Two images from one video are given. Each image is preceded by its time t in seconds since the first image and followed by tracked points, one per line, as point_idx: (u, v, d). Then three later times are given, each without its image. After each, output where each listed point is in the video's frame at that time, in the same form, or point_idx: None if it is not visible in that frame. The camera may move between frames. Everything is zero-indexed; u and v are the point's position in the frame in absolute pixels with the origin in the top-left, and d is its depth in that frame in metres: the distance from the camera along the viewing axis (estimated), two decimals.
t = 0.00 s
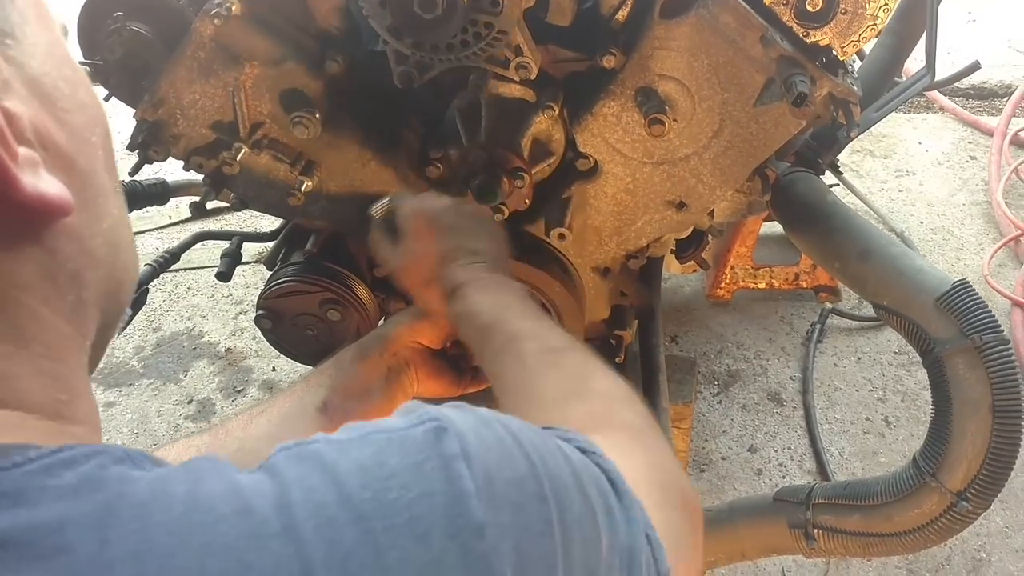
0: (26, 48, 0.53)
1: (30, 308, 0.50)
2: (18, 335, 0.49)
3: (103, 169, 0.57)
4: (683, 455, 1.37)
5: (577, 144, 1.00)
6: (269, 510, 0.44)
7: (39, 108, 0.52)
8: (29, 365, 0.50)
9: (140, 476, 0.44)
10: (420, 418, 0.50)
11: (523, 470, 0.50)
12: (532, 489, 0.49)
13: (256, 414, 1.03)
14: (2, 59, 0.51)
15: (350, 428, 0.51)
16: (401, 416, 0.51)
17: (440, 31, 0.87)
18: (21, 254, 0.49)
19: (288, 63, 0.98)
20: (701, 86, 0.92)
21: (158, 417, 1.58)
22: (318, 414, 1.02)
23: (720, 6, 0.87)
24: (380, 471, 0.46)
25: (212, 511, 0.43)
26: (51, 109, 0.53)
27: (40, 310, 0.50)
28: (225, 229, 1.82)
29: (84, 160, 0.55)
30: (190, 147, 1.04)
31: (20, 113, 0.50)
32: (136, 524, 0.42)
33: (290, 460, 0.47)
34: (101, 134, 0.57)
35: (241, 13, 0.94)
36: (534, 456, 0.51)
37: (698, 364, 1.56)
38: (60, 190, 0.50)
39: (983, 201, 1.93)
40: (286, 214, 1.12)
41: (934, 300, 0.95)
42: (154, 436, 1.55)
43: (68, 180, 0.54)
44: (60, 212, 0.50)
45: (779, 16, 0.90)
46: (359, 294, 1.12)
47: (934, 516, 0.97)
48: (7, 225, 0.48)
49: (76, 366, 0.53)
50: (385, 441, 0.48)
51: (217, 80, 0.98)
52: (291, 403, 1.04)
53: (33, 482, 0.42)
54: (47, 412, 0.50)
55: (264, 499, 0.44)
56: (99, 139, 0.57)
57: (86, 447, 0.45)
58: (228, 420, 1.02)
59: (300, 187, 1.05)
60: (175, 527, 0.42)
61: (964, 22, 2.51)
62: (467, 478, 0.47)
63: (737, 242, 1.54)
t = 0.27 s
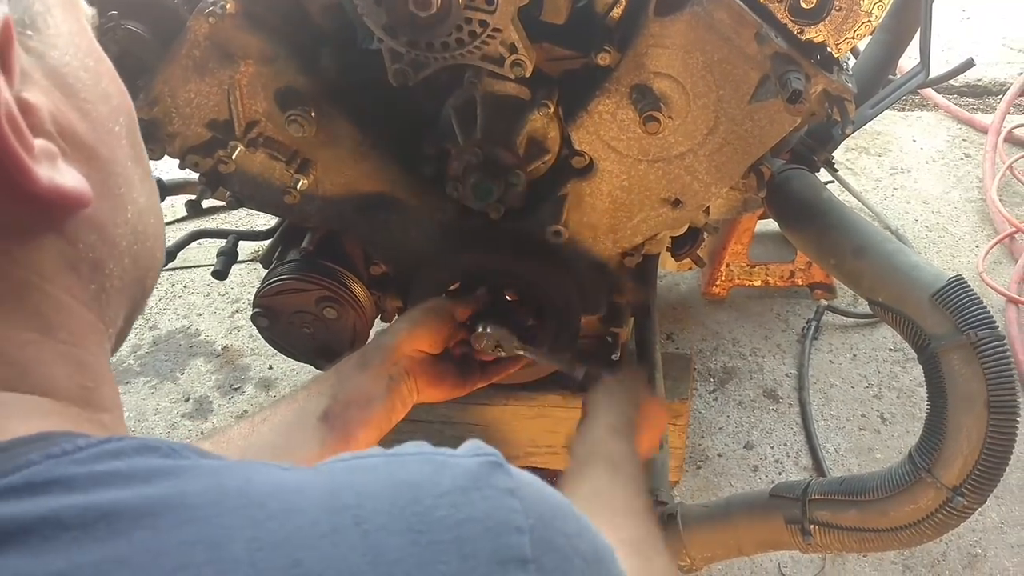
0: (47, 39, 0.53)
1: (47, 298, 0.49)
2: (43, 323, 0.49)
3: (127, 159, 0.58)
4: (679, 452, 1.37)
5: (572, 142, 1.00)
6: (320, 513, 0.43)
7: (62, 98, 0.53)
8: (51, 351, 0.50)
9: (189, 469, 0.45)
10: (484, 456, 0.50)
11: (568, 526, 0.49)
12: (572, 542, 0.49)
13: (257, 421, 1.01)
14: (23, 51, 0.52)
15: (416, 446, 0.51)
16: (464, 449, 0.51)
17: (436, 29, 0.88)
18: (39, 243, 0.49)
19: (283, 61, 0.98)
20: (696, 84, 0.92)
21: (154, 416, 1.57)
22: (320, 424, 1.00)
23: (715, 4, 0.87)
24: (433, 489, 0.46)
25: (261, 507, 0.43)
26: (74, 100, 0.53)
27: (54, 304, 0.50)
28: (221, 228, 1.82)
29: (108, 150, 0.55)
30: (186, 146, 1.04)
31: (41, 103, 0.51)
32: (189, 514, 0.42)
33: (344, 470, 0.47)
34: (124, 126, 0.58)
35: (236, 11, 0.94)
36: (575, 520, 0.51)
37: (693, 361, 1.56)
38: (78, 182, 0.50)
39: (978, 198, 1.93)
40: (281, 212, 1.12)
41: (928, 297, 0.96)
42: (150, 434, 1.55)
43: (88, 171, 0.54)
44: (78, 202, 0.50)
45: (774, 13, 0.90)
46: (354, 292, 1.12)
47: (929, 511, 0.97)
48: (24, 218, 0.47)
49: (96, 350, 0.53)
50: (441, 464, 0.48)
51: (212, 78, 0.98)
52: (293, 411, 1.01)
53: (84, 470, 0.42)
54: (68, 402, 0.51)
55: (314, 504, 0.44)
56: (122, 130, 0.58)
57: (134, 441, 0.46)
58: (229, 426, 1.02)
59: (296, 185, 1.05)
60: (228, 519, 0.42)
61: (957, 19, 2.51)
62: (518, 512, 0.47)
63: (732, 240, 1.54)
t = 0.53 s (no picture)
0: (63, 38, 0.53)
1: (53, 301, 0.49)
2: (50, 332, 0.49)
3: (146, 159, 0.57)
4: (678, 450, 1.37)
5: (572, 140, 1.00)
6: (302, 507, 0.45)
7: (75, 99, 0.52)
8: (56, 355, 0.49)
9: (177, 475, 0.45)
10: (444, 416, 0.52)
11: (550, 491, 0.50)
12: (556, 490, 0.51)
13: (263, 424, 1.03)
14: (37, 49, 0.52)
15: (378, 425, 0.53)
16: (422, 413, 0.53)
17: (436, 27, 0.88)
18: (47, 250, 0.48)
19: (283, 60, 0.98)
20: (695, 83, 0.93)
21: (154, 414, 1.57)
22: (326, 422, 1.03)
23: (714, 2, 0.87)
24: (405, 468, 0.48)
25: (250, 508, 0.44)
26: (88, 101, 0.53)
27: (57, 311, 0.49)
28: (220, 227, 1.82)
29: (124, 152, 0.54)
30: (185, 145, 1.04)
31: (53, 105, 0.50)
32: (178, 521, 0.42)
33: (315, 457, 0.49)
34: (143, 125, 0.57)
35: (236, 10, 0.94)
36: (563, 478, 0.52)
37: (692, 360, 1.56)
38: (90, 187, 0.49)
39: (976, 197, 1.93)
40: (281, 211, 1.12)
41: (927, 295, 0.96)
42: (150, 433, 1.55)
43: (101, 175, 0.53)
44: (89, 210, 0.49)
45: (773, 11, 0.90)
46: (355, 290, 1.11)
47: (928, 509, 0.97)
48: (34, 224, 0.47)
49: (107, 359, 0.53)
50: (406, 440, 0.50)
51: (211, 76, 0.98)
52: (300, 411, 1.04)
53: (71, 478, 0.42)
54: (77, 407, 0.51)
55: (297, 501, 0.45)
56: (142, 131, 0.57)
57: (123, 445, 0.46)
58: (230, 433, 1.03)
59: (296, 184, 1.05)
60: (217, 523, 0.43)
61: (956, 18, 2.52)
62: (491, 477, 0.48)
63: (731, 239, 1.54)
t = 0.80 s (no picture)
0: (41, 40, 0.54)
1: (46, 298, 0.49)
2: (43, 324, 0.49)
3: (126, 157, 0.58)
4: (677, 450, 1.37)
5: (571, 140, 1.00)
6: (329, 514, 0.44)
7: (58, 100, 0.52)
8: (53, 354, 0.49)
9: (200, 473, 0.45)
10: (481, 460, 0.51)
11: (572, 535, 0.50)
12: (575, 547, 0.50)
13: (260, 432, 1.02)
14: (18, 52, 0.52)
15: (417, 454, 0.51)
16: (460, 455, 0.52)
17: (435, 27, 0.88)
18: (37, 245, 0.48)
19: (281, 60, 0.98)
20: (694, 83, 0.93)
21: (153, 415, 1.57)
22: (324, 433, 1.02)
23: (712, 2, 0.87)
24: (439, 495, 0.47)
25: (273, 510, 0.44)
26: (70, 101, 0.53)
27: (49, 301, 0.49)
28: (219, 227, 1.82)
29: (106, 150, 0.55)
30: (184, 145, 1.04)
31: (37, 107, 0.50)
32: (202, 514, 0.42)
33: (348, 475, 0.48)
34: (123, 124, 0.58)
35: (233, 10, 0.94)
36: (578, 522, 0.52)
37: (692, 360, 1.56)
38: (72, 188, 0.49)
39: (975, 196, 1.94)
40: (280, 211, 1.12)
41: (926, 294, 0.96)
42: (149, 433, 1.55)
43: (86, 173, 0.53)
44: (72, 208, 0.49)
45: (771, 11, 0.90)
46: (353, 291, 1.13)
47: (927, 508, 0.97)
48: (19, 225, 0.47)
49: (98, 352, 0.53)
50: (442, 470, 0.49)
51: (211, 77, 0.98)
52: (297, 420, 1.03)
53: (97, 468, 0.42)
54: (74, 402, 0.51)
55: (325, 506, 0.44)
56: (121, 129, 0.58)
57: (146, 444, 0.46)
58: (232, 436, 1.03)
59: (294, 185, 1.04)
60: (242, 519, 0.43)
61: (954, 18, 2.52)
62: (522, 518, 0.48)
63: (730, 239, 1.54)
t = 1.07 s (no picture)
0: (71, 41, 0.52)
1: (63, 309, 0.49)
2: (62, 336, 0.49)
3: (160, 160, 0.56)
4: (679, 449, 1.38)
5: (573, 140, 1.00)
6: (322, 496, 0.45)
7: (87, 106, 0.51)
8: (69, 366, 0.50)
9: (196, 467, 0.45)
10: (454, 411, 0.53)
11: (562, 482, 0.51)
12: (563, 485, 0.52)
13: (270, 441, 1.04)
14: (44, 55, 0.51)
15: (389, 419, 0.53)
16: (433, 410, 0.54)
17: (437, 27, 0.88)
18: (55, 256, 0.48)
19: (285, 61, 0.98)
20: (696, 83, 0.93)
21: (156, 415, 1.58)
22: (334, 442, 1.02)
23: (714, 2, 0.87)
24: (415, 458, 0.49)
25: (270, 497, 0.44)
26: (99, 108, 0.52)
27: (70, 318, 0.50)
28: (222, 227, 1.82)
29: (136, 156, 0.53)
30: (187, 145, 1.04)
31: (59, 111, 0.49)
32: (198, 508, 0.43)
33: (334, 453, 0.49)
34: (157, 126, 0.56)
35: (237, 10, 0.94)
36: (568, 465, 0.53)
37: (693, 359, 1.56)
38: (97, 198, 0.48)
39: (976, 196, 1.94)
40: (283, 211, 1.12)
41: (928, 294, 0.96)
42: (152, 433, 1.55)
43: (111, 183, 0.52)
44: (96, 219, 0.48)
45: (774, 12, 0.90)
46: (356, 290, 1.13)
47: (929, 507, 0.97)
48: (34, 234, 0.46)
49: (119, 361, 0.54)
50: (420, 432, 0.51)
51: (214, 77, 0.99)
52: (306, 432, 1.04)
53: (93, 468, 0.43)
54: (98, 408, 0.51)
55: (313, 489, 0.45)
56: (155, 132, 0.56)
57: (141, 439, 0.46)
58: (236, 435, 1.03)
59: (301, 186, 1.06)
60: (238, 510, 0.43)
61: (955, 18, 2.52)
62: (497, 467, 0.49)
63: (731, 238, 1.55)
